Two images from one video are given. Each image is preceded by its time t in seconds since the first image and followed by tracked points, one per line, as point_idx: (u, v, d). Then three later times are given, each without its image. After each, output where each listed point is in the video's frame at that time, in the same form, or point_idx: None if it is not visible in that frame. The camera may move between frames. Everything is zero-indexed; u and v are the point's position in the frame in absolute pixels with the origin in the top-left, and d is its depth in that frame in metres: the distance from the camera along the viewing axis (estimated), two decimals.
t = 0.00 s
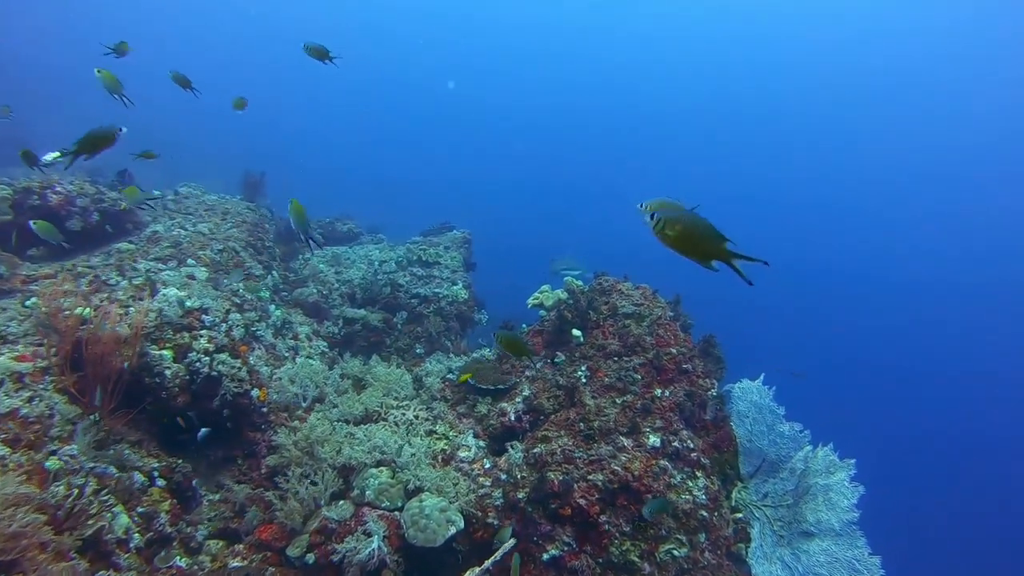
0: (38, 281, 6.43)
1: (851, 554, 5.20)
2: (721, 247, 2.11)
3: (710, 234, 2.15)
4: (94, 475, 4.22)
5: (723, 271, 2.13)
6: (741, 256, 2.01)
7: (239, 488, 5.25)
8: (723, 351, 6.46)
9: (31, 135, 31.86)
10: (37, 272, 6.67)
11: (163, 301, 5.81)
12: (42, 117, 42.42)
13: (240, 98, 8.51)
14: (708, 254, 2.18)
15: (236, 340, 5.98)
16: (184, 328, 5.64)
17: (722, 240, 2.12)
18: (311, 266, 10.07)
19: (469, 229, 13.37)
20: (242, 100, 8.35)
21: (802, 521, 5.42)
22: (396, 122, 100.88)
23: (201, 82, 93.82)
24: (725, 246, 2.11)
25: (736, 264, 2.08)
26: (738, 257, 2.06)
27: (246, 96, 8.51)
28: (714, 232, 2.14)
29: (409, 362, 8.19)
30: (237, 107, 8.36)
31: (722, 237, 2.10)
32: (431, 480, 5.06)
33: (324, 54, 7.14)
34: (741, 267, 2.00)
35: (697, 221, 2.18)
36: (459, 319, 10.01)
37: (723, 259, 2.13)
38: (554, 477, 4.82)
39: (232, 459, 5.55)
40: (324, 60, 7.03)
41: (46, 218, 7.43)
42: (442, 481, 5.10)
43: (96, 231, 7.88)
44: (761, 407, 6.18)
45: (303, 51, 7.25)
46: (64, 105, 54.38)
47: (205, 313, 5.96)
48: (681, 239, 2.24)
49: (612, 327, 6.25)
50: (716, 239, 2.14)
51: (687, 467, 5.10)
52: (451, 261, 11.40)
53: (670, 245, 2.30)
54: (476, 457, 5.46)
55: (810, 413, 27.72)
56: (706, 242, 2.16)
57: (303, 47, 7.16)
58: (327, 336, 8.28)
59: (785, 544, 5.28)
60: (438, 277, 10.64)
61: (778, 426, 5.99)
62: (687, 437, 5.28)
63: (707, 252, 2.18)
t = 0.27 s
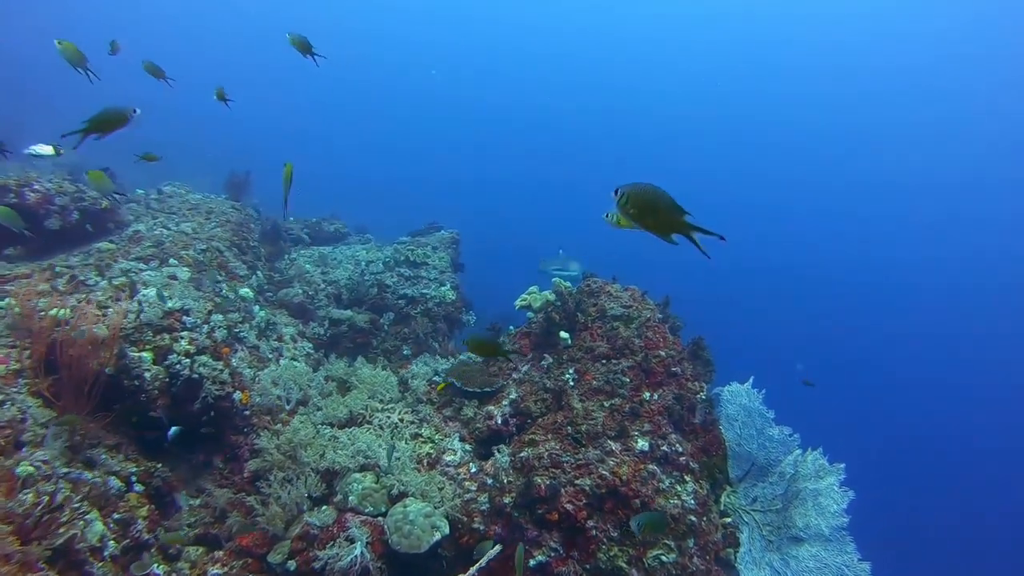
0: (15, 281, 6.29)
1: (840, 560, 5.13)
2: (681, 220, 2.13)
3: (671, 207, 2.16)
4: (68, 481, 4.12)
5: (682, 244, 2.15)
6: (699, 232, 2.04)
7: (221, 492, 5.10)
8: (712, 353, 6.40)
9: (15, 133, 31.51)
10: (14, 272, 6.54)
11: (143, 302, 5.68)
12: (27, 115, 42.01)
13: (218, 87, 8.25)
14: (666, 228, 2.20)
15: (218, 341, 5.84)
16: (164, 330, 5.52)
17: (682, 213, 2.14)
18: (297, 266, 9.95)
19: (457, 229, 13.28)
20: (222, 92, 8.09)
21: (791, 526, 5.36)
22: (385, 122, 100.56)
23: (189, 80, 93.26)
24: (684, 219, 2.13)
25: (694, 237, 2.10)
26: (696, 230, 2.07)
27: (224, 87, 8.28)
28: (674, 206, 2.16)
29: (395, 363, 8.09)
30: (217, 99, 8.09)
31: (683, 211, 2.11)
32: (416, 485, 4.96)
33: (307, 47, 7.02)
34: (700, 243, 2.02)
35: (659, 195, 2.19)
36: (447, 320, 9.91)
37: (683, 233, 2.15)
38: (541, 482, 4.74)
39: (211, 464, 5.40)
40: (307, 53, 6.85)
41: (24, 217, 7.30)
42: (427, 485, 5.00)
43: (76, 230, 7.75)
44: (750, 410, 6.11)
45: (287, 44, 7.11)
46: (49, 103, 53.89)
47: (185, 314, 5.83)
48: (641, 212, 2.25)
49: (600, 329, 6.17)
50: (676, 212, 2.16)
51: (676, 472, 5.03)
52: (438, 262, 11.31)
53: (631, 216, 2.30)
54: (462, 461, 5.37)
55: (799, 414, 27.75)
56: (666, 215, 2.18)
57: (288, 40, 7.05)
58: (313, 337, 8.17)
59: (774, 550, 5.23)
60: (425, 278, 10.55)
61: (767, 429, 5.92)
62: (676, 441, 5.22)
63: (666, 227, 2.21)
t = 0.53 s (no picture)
0: None
1: (829, 565, 5.09)
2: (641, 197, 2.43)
3: (638, 186, 2.40)
4: (38, 489, 4.00)
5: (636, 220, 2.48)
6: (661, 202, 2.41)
7: (199, 497, 4.99)
8: (699, 355, 6.34)
9: None
10: None
11: (120, 304, 5.55)
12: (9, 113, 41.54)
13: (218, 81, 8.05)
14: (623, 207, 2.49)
15: (198, 342, 5.71)
16: (141, 331, 5.37)
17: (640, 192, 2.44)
18: (280, 266, 9.82)
19: (444, 229, 13.18)
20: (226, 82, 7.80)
21: (779, 531, 5.30)
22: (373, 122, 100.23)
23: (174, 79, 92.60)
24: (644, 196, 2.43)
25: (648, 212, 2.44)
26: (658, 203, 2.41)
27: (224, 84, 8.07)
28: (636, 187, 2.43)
29: (379, 365, 7.98)
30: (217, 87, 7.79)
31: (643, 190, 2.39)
32: (399, 490, 4.85)
33: (285, 33, 6.95)
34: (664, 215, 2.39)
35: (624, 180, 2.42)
36: (432, 321, 9.82)
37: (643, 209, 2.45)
38: (526, 487, 4.66)
39: (192, 468, 5.30)
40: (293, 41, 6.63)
41: None
42: (410, 490, 4.90)
43: (53, 230, 7.61)
44: (738, 413, 6.05)
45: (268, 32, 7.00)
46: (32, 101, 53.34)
47: (165, 315, 5.71)
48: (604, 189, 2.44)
49: (587, 330, 6.10)
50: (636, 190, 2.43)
51: (663, 476, 4.97)
52: (424, 262, 11.20)
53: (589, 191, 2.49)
54: (447, 465, 5.27)
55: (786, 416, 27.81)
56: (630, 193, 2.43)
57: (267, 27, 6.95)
58: (296, 339, 8.06)
59: (761, 554, 5.19)
60: (411, 279, 10.45)
61: (755, 432, 5.87)
62: (663, 445, 5.15)
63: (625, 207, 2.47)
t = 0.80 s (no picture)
0: None
1: (817, 566, 5.04)
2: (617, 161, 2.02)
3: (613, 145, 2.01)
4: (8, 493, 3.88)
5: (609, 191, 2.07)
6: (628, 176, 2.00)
7: (177, 499, 4.88)
8: (686, 354, 6.28)
9: None
10: None
11: (95, 301, 5.40)
12: None
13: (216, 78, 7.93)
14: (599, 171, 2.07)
15: (176, 341, 5.57)
16: (117, 329, 5.23)
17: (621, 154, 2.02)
18: (262, 264, 9.68)
19: (429, 226, 13.07)
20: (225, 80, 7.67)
21: (766, 531, 5.25)
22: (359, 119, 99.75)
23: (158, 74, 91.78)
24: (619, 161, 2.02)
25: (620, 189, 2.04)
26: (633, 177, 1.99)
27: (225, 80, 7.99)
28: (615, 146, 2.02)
29: (363, 364, 7.87)
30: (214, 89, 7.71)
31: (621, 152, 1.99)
32: (382, 491, 4.77)
33: (269, 13, 6.82)
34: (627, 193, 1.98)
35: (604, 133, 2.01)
36: (417, 319, 9.71)
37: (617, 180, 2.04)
38: (511, 488, 4.59)
39: (170, 469, 5.16)
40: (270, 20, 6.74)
41: None
42: (393, 492, 4.80)
43: (27, 225, 7.44)
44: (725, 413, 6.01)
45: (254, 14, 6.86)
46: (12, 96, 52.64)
47: (142, 312, 5.56)
48: (581, 143, 2.02)
49: (573, 329, 6.01)
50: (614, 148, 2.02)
51: (650, 476, 4.92)
52: (409, 260, 11.09)
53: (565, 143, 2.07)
54: (430, 466, 5.18)
55: (771, 414, 27.89)
56: (607, 153, 2.02)
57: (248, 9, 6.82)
58: (278, 337, 7.93)
59: (749, 555, 5.13)
60: (395, 276, 10.33)
61: (743, 432, 5.83)
62: (650, 445, 5.09)
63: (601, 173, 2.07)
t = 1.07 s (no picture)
0: None
1: (807, 566, 5.00)
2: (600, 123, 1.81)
3: (593, 108, 1.82)
4: None
5: (599, 164, 1.85)
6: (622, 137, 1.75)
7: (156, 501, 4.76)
8: (675, 353, 6.23)
9: None
10: None
11: (72, 299, 5.27)
12: None
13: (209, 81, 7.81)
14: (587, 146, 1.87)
15: (155, 340, 5.44)
16: (95, 327, 5.10)
17: (605, 116, 1.81)
18: (245, 261, 9.54)
19: (414, 223, 12.95)
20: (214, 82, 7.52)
21: (756, 530, 5.20)
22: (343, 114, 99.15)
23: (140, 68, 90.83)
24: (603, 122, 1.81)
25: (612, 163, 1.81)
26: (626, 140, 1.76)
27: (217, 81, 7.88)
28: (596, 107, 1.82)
29: (348, 362, 7.77)
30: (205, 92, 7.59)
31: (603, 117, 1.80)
32: (367, 492, 4.68)
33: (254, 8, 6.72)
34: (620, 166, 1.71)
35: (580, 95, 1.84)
36: (402, 316, 9.61)
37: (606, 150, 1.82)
38: (498, 489, 4.51)
39: (150, 470, 5.04)
40: (257, 10, 7.48)
41: None
42: (378, 493, 4.71)
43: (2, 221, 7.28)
44: (714, 412, 5.95)
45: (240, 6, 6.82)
46: None
47: (120, 310, 5.42)
48: (558, 111, 1.86)
49: (560, 328, 5.93)
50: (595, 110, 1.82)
51: (639, 476, 4.87)
52: (394, 256, 10.97)
53: (540, 115, 1.91)
54: (416, 466, 5.10)
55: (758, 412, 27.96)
56: (586, 117, 1.83)
57: None
58: (261, 335, 7.80)
59: (738, 555, 5.08)
60: (380, 273, 10.22)
61: (732, 430, 5.77)
62: (639, 444, 5.04)
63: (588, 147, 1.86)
